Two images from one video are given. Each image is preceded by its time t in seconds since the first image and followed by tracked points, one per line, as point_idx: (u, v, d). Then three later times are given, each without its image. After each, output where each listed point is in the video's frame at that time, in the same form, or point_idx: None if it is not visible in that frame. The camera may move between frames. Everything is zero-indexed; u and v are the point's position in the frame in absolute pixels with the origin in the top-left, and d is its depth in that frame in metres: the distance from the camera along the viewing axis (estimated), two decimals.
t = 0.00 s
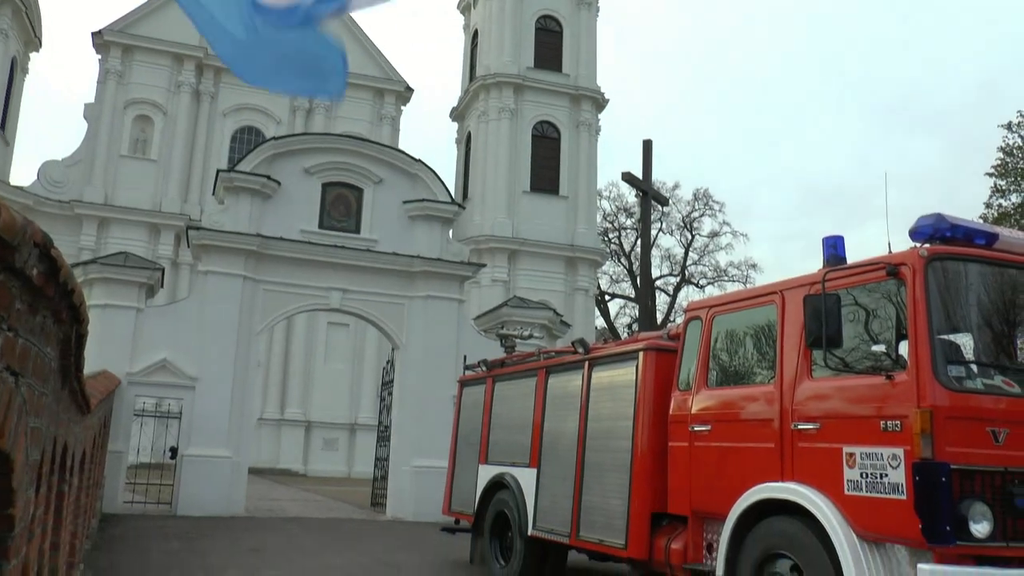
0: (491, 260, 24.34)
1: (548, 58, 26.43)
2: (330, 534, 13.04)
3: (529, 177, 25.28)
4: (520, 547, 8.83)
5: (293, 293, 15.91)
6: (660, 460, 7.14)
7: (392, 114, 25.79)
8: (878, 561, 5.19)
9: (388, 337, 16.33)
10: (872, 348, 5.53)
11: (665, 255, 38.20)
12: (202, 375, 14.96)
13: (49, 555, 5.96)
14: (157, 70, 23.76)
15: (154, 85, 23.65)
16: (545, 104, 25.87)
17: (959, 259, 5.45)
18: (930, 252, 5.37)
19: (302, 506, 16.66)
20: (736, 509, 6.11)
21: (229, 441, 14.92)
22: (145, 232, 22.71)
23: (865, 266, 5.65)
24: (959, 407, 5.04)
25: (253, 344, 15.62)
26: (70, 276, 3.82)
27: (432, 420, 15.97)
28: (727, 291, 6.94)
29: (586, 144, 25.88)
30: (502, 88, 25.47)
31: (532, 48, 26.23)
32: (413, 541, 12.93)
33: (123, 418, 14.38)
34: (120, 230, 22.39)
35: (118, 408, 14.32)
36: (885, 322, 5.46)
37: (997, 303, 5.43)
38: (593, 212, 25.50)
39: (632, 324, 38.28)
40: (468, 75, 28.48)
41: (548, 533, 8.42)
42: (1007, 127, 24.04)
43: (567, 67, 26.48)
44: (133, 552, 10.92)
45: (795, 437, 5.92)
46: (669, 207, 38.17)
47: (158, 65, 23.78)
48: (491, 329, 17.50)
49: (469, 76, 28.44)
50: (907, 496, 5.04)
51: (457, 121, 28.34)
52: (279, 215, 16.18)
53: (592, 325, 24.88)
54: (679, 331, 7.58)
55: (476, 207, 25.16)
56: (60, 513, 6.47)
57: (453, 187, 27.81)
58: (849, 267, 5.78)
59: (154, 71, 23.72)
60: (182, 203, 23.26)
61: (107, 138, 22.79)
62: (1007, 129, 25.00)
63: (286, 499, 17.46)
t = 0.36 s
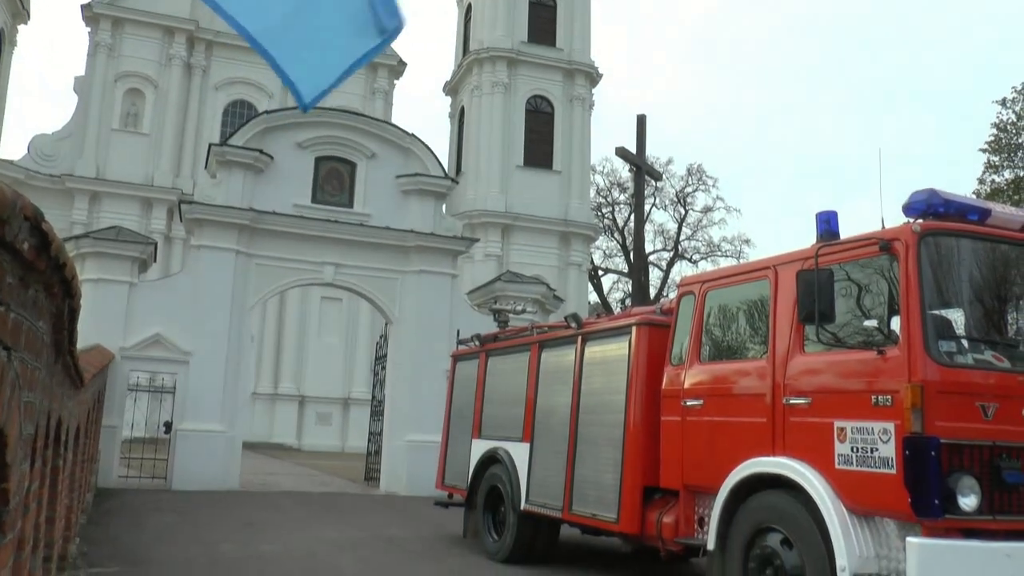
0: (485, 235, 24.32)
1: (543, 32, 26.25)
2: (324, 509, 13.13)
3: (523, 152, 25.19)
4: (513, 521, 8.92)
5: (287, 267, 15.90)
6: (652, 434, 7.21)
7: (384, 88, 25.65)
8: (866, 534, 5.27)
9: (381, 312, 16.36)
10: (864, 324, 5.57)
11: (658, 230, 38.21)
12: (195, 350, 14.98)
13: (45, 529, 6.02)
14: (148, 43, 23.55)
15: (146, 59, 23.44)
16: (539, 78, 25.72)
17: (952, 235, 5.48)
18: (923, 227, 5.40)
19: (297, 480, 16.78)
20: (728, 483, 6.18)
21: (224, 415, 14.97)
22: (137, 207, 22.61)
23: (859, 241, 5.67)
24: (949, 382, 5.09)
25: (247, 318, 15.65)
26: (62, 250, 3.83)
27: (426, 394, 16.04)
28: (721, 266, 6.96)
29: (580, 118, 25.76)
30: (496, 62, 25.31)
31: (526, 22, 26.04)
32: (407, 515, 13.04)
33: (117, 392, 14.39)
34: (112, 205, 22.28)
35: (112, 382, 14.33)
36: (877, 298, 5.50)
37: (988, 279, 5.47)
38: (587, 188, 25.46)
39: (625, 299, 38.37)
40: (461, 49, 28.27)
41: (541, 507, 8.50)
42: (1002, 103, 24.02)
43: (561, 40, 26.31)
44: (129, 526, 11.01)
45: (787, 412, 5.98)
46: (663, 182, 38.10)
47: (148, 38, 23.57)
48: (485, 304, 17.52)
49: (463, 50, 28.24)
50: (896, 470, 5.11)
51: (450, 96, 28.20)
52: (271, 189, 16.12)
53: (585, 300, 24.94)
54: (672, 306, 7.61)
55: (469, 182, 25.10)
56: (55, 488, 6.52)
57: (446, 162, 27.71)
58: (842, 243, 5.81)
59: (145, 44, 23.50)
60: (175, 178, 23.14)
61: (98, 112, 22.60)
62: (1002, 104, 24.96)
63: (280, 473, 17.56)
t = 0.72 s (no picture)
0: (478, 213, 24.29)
1: (537, 8, 26.07)
2: (318, 485, 13.21)
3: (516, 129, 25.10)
4: (506, 498, 8.99)
5: (280, 244, 15.88)
6: (643, 411, 7.26)
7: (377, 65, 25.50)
8: (857, 510, 5.35)
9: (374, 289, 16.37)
10: (857, 301, 5.61)
11: (651, 207, 38.20)
12: (189, 326, 14.97)
13: (39, 506, 6.05)
14: (138, 19, 23.33)
15: (136, 34, 23.22)
16: (532, 55, 25.58)
17: (945, 212, 5.51)
18: (916, 205, 5.43)
19: (290, 457, 16.87)
20: (719, 459, 6.24)
21: (217, 392, 14.99)
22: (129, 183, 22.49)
23: (853, 218, 5.70)
24: (940, 359, 5.15)
25: (240, 295, 15.63)
26: (53, 226, 3.83)
27: (419, 371, 16.09)
28: (714, 244, 6.98)
29: (573, 96, 25.65)
30: (489, 38, 25.16)
31: None
32: (401, 491, 13.13)
33: (110, 368, 14.39)
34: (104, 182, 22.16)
35: (105, 359, 14.34)
36: (870, 275, 5.54)
37: (980, 257, 5.51)
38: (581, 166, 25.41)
39: (618, 276, 38.42)
40: (455, 25, 28.08)
41: (533, 484, 8.57)
42: (996, 81, 24.00)
43: (555, 16, 26.14)
44: (124, 502, 11.06)
45: (779, 389, 6.03)
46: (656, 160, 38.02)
47: (139, 13, 23.34)
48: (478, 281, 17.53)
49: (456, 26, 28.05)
50: (886, 447, 5.17)
51: (444, 72, 28.04)
52: (264, 165, 16.06)
53: (578, 277, 24.99)
54: (665, 283, 7.64)
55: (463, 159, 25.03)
56: (50, 465, 6.55)
57: (439, 138, 27.60)
58: (836, 220, 5.84)
59: (136, 19, 23.29)
60: (166, 155, 23.01)
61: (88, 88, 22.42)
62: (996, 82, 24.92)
63: (274, 450, 17.64)
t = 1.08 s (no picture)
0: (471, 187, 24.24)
1: None
2: (312, 459, 13.29)
3: (509, 103, 24.97)
4: (498, 471, 9.07)
5: (272, 218, 15.82)
6: (636, 385, 7.32)
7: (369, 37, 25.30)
8: (847, 483, 5.42)
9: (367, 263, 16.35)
10: (849, 276, 5.65)
11: (645, 181, 38.16)
12: (182, 300, 14.96)
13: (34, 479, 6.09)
14: None
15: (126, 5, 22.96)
16: (526, 28, 25.37)
17: (938, 187, 5.54)
18: (909, 179, 5.45)
19: (284, 430, 16.95)
20: (711, 433, 6.30)
21: (211, 366, 15.02)
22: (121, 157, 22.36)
23: (847, 193, 5.73)
24: (931, 333, 5.20)
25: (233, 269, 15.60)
26: (44, 199, 3.83)
27: (412, 345, 16.13)
28: (708, 218, 7.01)
29: (567, 69, 25.46)
30: (483, 11, 24.97)
31: None
32: (394, 464, 13.22)
33: (103, 342, 14.40)
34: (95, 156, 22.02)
35: (98, 333, 14.33)
36: (862, 250, 5.58)
37: (972, 232, 5.55)
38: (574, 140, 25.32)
39: (611, 250, 38.45)
40: None
41: (526, 458, 8.64)
42: (991, 56, 23.95)
43: None
44: (119, 476, 11.12)
45: (771, 362, 6.08)
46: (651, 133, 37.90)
47: None
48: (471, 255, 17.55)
49: None
50: (877, 420, 5.23)
51: (437, 45, 27.83)
52: (256, 138, 15.97)
53: (571, 251, 25.02)
54: (658, 257, 7.67)
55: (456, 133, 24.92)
56: (44, 439, 6.58)
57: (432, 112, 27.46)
58: (829, 194, 5.87)
59: None
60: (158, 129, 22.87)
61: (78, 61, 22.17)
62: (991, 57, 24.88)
63: (267, 424, 17.70)
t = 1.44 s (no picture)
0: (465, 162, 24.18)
1: None
2: (306, 434, 13.35)
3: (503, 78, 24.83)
4: (492, 446, 9.13)
5: (265, 192, 15.77)
6: (629, 360, 7.37)
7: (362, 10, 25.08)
8: (839, 456, 5.49)
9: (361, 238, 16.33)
10: (843, 251, 5.69)
11: (639, 155, 38.07)
12: (176, 275, 14.94)
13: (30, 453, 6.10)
14: None
15: None
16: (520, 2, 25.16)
17: (932, 162, 5.56)
18: (904, 154, 5.48)
19: (278, 405, 17.01)
20: (704, 407, 6.36)
21: (205, 341, 15.03)
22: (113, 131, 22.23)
23: (841, 168, 5.75)
24: (924, 308, 5.24)
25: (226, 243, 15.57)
26: (35, 172, 3.82)
27: (406, 319, 16.16)
28: (702, 193, 7.02)
29: (561, 44, 25.25)
30: None
31: None
32: (388, 439, 13.30)
33: (97, 316, 14.39)
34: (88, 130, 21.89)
35: (92, 308, 14.32)
36: (856, 225, 5.61)
37: (965, 208, 5.58)
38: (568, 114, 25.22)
39: (605, 225, 38.43)
40: None
41: (519, 432, 8.69)
42: (987, 31, 23.89)
43: None
44: (113, 450, 11.15)
45: (763, 337, 6.13)
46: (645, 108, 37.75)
47: None
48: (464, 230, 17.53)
49: None
50: (869, 394, 5.28)
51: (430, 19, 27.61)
52: (249, 112, 15.88)
53: (565, 226, 25.03)
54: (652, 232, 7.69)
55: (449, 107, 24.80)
56: (38, 414, 6.59)
57: (425, 86, 27.29)
58: (824, 169, 5.88)
59: None
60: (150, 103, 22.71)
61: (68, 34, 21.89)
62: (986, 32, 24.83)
63: (261, 398, 17.75)
